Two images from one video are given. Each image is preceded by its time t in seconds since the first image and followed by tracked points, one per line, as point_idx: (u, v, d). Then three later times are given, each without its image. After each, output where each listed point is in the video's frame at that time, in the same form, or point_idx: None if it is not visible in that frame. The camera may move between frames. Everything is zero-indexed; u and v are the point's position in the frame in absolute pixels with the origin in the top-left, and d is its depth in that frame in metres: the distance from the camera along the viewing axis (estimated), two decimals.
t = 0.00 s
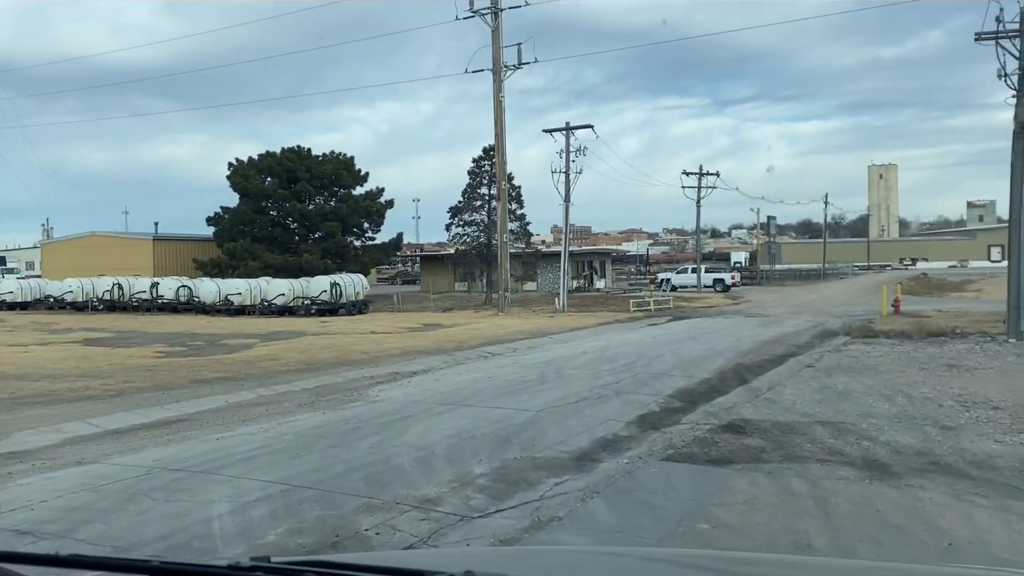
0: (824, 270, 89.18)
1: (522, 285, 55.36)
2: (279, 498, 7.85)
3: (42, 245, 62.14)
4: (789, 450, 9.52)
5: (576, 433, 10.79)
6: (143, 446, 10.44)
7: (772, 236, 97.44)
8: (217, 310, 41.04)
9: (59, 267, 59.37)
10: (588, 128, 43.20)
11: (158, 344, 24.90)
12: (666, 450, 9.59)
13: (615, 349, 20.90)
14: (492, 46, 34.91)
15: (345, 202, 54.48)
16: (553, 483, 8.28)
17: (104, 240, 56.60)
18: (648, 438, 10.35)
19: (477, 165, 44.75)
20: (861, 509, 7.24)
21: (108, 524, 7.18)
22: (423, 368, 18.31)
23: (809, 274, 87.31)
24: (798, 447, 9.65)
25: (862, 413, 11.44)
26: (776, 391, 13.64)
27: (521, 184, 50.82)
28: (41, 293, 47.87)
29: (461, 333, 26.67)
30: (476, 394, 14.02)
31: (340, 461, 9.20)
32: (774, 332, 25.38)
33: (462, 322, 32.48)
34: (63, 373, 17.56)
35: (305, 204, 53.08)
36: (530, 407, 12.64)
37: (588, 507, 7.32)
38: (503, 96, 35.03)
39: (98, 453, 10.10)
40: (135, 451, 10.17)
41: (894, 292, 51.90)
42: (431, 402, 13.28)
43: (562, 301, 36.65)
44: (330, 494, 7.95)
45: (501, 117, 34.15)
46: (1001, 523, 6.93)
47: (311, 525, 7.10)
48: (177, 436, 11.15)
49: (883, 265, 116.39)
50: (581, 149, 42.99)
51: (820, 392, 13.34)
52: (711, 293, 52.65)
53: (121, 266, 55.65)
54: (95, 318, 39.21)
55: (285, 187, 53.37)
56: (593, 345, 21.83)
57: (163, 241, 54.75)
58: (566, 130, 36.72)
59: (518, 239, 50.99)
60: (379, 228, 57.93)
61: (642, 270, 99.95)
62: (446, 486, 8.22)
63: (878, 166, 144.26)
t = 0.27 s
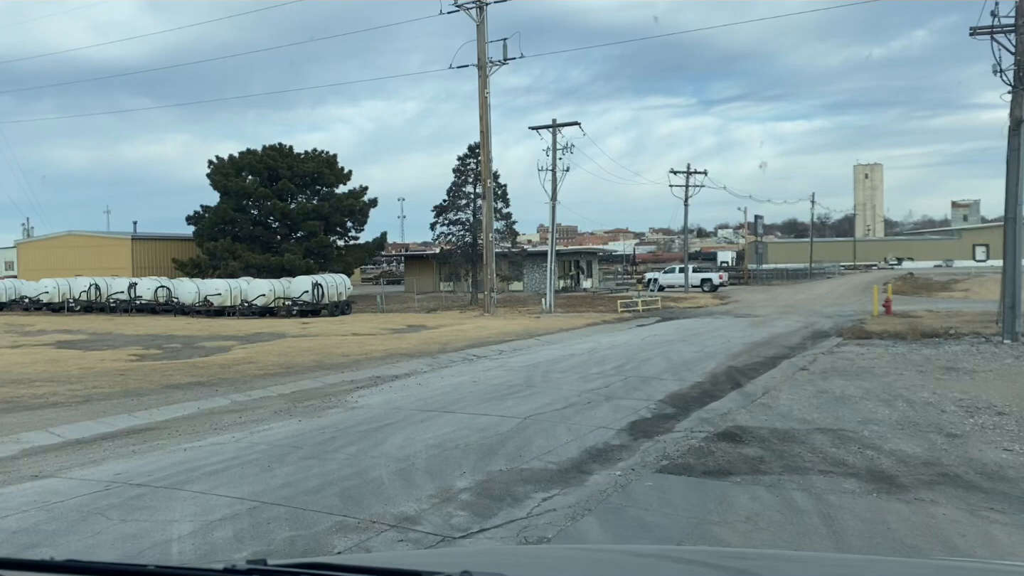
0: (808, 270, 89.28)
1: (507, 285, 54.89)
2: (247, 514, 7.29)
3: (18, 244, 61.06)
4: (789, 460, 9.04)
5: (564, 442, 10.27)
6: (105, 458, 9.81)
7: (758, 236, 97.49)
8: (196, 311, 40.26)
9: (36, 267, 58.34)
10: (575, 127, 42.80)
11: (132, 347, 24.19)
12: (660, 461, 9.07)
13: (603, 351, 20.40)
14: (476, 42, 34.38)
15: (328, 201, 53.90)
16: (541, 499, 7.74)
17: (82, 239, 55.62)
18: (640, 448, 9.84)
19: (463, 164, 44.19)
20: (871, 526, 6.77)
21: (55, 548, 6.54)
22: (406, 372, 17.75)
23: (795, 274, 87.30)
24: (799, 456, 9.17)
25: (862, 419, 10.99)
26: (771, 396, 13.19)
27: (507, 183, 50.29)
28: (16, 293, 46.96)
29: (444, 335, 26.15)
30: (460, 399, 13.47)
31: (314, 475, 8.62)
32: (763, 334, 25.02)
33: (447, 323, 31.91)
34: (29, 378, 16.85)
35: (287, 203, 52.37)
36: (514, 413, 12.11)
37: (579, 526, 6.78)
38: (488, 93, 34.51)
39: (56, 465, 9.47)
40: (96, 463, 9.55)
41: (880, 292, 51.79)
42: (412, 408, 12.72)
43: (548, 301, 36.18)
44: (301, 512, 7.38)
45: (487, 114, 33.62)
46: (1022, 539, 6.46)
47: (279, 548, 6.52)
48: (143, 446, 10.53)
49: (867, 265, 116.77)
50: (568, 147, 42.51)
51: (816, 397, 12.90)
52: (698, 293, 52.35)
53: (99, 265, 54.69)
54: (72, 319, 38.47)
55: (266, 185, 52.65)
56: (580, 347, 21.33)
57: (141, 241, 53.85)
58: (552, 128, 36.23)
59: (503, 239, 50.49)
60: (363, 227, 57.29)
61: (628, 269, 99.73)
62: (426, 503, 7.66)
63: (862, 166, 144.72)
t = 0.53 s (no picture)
0: (802, 271, 89.02)
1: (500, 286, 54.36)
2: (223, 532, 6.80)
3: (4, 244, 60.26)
4: (797, 471, 8.60)
5: (561, 451, 9.80)
6: (76, 469, 9.27)
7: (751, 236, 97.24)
8: (185, 312, 39.64)
9: (22, 267, 57.60)
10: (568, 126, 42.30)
11: (116, 349, 23.59)
12: (661, 472, 8.61)
13: (598, 353, 19.94)
14: (469, 39, 33.87)
15: (318, 201, 53.35)
16: (537, 515, 7.27)
17: (69, 239, 54.88)
18: (640, 458, 9.37)
19: (454, 163, 43.66)
20: (889, 544, 6.33)
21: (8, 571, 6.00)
22: (396, 375, 17.24)
23: (788, 274, 87.06)
24: (807, 467, 8.71)
25: (869, 426, 10.56)
26: (773, 401, 12.75)
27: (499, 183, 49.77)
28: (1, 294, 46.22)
29: (436, 337, 25.63)
30: (451, 405, 12.99)
31: (296, 489, 8.12)
32: (761, 335, 24.58)
33: (439, 324, 31.43)
34: (6, 381, 16.28)
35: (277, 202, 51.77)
36: (507, 420, 11.63)
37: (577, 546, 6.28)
38: (480, 91, 33.98)
39: (22, 477, 8.93)
40: (65, 474, 9.01)
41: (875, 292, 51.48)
42: (402, 414, 12.23)
43: (542, 302, 35.70)
44: (278, 530, 6.87)
45: (478, 112, 33.11)
46: None
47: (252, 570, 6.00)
48: (118, 455, 10.00)
49: (859, 266, 116.69)
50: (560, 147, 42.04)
51: (820, 402, 12.46)
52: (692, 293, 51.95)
53: (85, 265, 53.97)
54: (56, 320, 37.80)
55: (256, 185, 52.04)
56: (575, 349, 20.87)
57: (128, 240, 53.16)
58: (546, 127, 35.70)
59: (496, 239, 49.97)
60: (354, 227, 56.71)
61: (620, 270, 99.34)
62: (414, 520, 7.17)
63: (854, 167, 144.79)
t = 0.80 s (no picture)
0: (801, 272, 88.59)
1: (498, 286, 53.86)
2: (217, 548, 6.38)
3: None
4: (817, 483, 8.11)
5: (565, 461, 9.31)
6: (54, 480, 8.78)
7: (750, 237, 96.82)
8: (180, 313, 39.15)
9: (15, 266, 57.03)
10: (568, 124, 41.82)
11: (107, 351, 23.08)
12: (673, 485, 8.14)
13: (600, 355, 19.46)
14: (468, 36, 33.38)
15: (315, 200, 52.85)
16: (543, 532, 6.78)
17: (63, 238, 54.32)
18: (649, 468, 8.87)
19: (453, 163, 43.19)
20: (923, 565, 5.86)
21: None
22: (392, 379, 16.75)
23: (787, 275, 86.61)
24: (826, 478, 8.26)
25: (887, 434, 10.09)
26: (784, 407, 12.27)
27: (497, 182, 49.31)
28: None
29: (434, 338, 25.13)
30: (450, 410, 12.49)
31: (285, 505, 7.62)
32: (765, 337, 24.11)
33: (437, 325, 30.94)
34: None
35: (273, 202, 51.26)
36: (508, 427, 11.14)
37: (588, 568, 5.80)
38: (478, 89, 33.49)
39: None
40: (42, 486, 8.49)
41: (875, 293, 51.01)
42: (398, 420, 11.74)
43: (541, 303, 35.21)
44: (265, 549, 6.39)
45: (477, 110, 32.63)
46: None
47: None
48: (100, 464, 9.49)
49: (858, 266, 116.32)
50: (559, 146, 41.56)
51: (833, 408, 11.98)
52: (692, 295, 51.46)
53: (79, 264, 53.44)
54: (49, 320, 37.27)
55: (252, 184, 51.54)
56: (576, 351, 20.39)
57: (123, 240, 52.63)
58: (545, 125, 35.20)
59: (494, 239, 49.48)
60: (351, 227, 56.21)
61: (619, 270, 98.87)
62: (411, 537, 6.69)
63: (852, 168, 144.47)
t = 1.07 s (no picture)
0: (806, 272, 88.09)
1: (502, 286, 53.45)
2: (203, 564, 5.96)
3: None
4: (847, 497, 7.69)
5: (580, 471, 8.89)
6: (47, 491, 8.37)
7: (755, 237, 96.32)
8: (181, 313, 38.79)
9: (17, 265, 56.70)
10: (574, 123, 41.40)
11: (107, 352, 22.70)
12: (697, 499, 7.71)
13: (609, 358, 19.03)
14: (473, 33, 32.98)
15: (318, 200, 52.48)
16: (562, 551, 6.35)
17: (65, 238, 53.98)
18: (670, 480, 8.46)
19: (457, 162, 42.78)
20: None
21: None
22: (397, 382, 16.34)
23: (793, 275, 86.11)
24: (857, 491, 7.83)
25: (915, 443, 9.66)
26: (804, 413, 11.85)
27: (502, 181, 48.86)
28: None
29: (438, 340, 24.71)
30: (457, 416, 12.08)
31: (288, 519, 7.22)
32: (776, 339, 23.66)
33: (441, 326, 30.51)
34: None
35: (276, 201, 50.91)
36: (519, 434, 10.71)
37: None
38: (483, 87, 33.07)
39: None
40: (32, 498, 8.08)
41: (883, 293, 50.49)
42: (405, 427, 11.32)
43: (546, 304, 34.79)
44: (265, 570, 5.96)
45: (483, 108, 32.22)
46: None
47: None
48: (94, 473, 9.09)
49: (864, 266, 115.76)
50: (565, 144, 41.15)
51: (854, 414, 11.55)
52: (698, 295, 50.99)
53: (81, 263, 53.11)
54: (50, 320, 36.95)
55: (255, 183, 51.18)
56: (584, 354, 19.97)
57: (125, 239, 52.31)
58: (551, 123, 34.76)
59: (498, 239, 49.08)
60: (354, 227, 55.85)
61: (623, 270, 98.42)
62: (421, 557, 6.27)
63: (857, 167, 143.85)
